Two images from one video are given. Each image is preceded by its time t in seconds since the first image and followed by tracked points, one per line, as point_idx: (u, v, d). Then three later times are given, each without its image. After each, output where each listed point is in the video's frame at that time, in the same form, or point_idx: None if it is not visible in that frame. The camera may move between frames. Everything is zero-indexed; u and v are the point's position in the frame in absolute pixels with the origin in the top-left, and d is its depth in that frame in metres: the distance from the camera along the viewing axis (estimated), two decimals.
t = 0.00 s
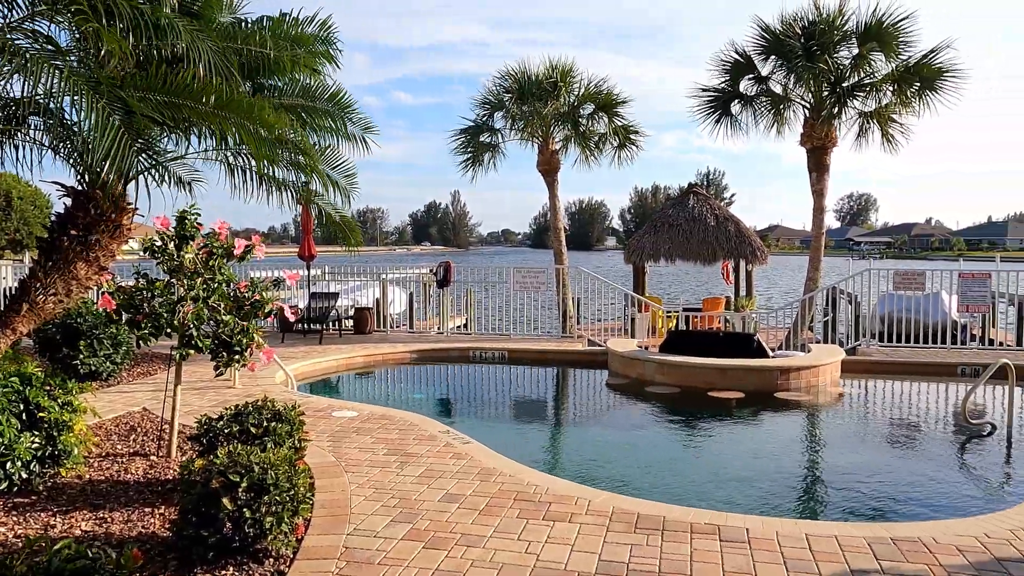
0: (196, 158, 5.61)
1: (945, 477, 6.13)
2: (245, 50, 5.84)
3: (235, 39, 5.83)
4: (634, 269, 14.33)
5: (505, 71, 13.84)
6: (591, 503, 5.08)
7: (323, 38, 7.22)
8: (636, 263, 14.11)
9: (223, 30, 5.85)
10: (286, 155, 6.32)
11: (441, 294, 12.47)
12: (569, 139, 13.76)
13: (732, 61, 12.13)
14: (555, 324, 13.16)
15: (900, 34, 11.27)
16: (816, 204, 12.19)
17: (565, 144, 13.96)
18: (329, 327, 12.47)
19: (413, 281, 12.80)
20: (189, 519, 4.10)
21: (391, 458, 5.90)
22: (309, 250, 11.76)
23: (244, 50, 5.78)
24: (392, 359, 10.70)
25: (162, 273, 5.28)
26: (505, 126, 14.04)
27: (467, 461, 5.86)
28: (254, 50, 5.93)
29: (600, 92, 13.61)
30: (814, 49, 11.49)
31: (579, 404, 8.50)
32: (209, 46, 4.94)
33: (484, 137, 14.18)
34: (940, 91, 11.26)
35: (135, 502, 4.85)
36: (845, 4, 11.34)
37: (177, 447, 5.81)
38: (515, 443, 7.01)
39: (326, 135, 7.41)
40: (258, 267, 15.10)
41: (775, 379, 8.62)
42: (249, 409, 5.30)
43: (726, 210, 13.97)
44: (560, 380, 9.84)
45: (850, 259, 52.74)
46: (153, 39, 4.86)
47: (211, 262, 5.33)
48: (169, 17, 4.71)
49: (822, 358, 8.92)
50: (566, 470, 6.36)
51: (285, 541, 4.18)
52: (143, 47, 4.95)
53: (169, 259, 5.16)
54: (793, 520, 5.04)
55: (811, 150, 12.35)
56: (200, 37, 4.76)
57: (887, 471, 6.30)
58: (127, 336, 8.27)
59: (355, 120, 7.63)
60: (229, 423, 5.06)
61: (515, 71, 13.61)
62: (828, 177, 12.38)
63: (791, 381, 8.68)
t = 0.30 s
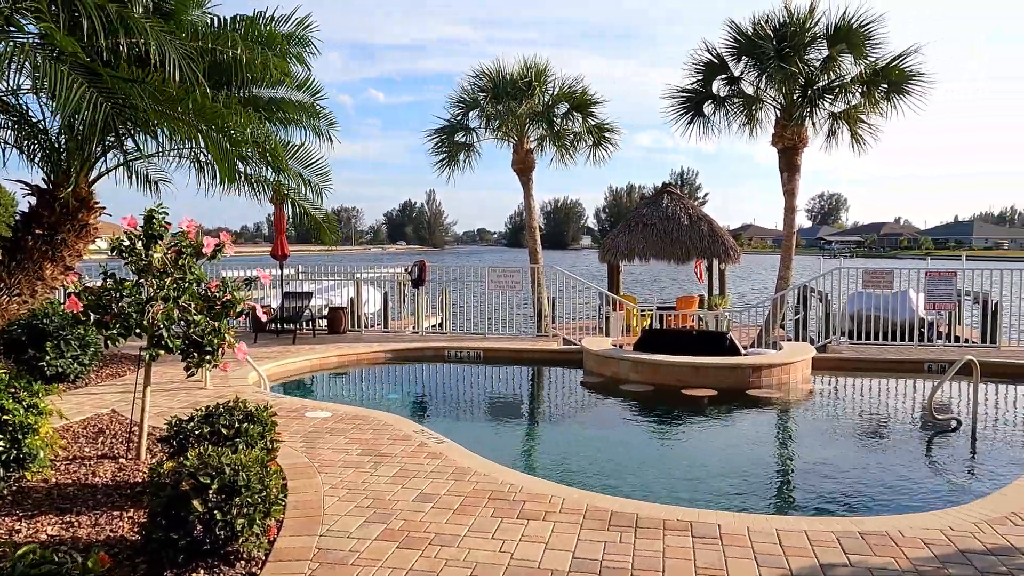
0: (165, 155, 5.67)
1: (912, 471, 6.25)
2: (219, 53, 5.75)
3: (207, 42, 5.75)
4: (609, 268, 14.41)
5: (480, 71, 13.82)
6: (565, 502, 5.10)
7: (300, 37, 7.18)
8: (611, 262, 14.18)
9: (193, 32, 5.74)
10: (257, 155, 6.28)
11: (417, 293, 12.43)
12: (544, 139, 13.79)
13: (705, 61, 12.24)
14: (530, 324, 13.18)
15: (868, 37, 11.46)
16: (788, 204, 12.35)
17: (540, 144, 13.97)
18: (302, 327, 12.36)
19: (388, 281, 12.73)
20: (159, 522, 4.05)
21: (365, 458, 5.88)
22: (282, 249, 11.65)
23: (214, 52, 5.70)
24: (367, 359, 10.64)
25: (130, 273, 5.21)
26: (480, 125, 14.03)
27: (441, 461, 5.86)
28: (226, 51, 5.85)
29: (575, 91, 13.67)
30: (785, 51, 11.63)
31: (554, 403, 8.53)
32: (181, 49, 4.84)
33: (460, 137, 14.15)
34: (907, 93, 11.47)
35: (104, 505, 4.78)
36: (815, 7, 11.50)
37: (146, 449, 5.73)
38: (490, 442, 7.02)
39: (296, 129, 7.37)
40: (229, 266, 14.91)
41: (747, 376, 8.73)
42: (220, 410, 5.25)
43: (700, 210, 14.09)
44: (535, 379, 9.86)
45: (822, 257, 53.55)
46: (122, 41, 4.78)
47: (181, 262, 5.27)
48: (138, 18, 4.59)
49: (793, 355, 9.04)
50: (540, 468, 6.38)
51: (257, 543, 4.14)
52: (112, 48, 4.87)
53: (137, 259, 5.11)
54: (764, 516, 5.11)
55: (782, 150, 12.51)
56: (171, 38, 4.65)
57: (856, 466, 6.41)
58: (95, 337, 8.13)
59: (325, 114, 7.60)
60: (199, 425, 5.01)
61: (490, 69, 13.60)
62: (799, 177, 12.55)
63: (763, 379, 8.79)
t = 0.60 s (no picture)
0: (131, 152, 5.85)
1: (878, 466, 6.36)
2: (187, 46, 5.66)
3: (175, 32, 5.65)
4: (582, 267, 14.48)
5: (453, 70, 13.81)
6: (538, 500, 5.12)
7: (270, 38, 7.18)
8: (585, 261, 14.26)
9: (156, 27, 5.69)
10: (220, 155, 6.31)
11: (390, 293, 12.38)
12: (517, 138, 13.79)
13: (677, 62, 12.35)
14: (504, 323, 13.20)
15: (836, 39, 11.65)
16: (759, 204, 12.49)
17: (513, 143, 13.98)
18: (274, 327, 12.25)
19: (361, 280, 12.67)
20: (125, 525, 3.99)
21: (337, 459, 5.85)
22: (253, 249, 11.53)
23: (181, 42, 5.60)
24: (340, 359, 10.58)
25: (96, 273, 5.15)
26: (453, 125, 14.01)
27: (414, 461, 5.84)
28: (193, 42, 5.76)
29: (548, 91, 13.73)
30: (755, 52, 11.78)
31: (528, 402, 8.55)
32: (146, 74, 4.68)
33: (433, 137, 14.13)
34: (874, 94, 11.67)
35: (69, 509, 4.69)
36: (784, 8, 11.65)
37: (113, 452, 5.64)
38: (464, 442, 7.01)
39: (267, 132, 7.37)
40: (198, 266, 14.70)
41: (718, 374, 8.83)
42: (189, 411, 5.18)
43: (672, 209, 14.21)
44: (509, 378, 9.88)
45: (793, 257, 54.29)
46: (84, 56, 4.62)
47: (148, 261, 5.20)
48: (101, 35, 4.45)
49: (764, 353, 9.16)
50: (514, 467, 6.39)
51: (226, 545, 4.07)
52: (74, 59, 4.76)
53: (103, 258, 5.04)
54: (735, 511, 5.17)
55: (753, 151, 12.66)
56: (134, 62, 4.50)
57: (825, 462, 6.51)
58: (61, 338, 7.99)
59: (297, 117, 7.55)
60: (167, 426, 4.94)
61: (463, 69, 13.59)
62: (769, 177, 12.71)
63: (734, 376, 8.89)
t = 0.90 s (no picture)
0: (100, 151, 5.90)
1: (847, 464, 6.45)
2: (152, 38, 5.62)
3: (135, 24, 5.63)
4: (557, 268, 14.52)
5: (428, 71, 13.78)
6: (511, 501, 5.12)
7: (238, 38, 7.08)
8: (560, 262, 14.29)
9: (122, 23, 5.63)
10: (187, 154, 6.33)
11: (364, 294, 12.30)
12: (491, 139, 13.75)
13: (650, 64, 12.44)
14: (479, 324, 13.19)
15: (806, 42, 11.80)
16: (731, 205, 12.61)
17: (488, 144, 13.95)
18: (246, 329, 12.11)
19: (335, 281, 12.57)
20: (90, 532, 3.92)
21: (309, 461, 5.80)
22: (225, 250, 11.39)
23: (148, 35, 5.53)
24: (314, 361, 10.50)
25: (61, 275, 5.00)
26: (428, 125, 13.97)
27: (387, 463, 5.82)
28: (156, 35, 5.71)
29: (523, 92, 13.76)
30: (726, 54, 11.92)
31: (502, 403, 8.55)
32: (110, 72, 4.62)
33: (408, 137, 14.08)
34: (843, 97, 11.85)
35: (32, 516, 4.60)
36: (756, 12, 11.80)
37: (78, 457, 5.54)
38: (437, 443, 7.00)
39: (240, 133, 7.31)
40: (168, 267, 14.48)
41: (691, 374, 8.90)
42: (157, 414, 5.10)
43: (646, 210, 14.31)
44: (484, 379, 9.87)
45: (767, 257, 54.93)
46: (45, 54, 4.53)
47: (115, 262, 5.11)
48: (63, 32, 4.38)
49: (736, 353, 9.26)
50: (487, 468, 6.38)
51: (195, 551, 3.99)
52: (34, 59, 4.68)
53: (69, 259, 4.92)
54: (707, 510, 5.21)
55: (726, 152, 12.79)
56: (98, 60, 4.42)
57: (796, 460, 6.59)
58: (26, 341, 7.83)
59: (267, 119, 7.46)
60: (135, 430, 4.87)
61: (438, 69, 13.57)
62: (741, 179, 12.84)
63: (707, 376, 8.98)
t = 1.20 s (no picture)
0: (69, 151, 5.89)
1: (819, 462, 6.54)
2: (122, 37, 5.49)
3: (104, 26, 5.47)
4: (534, 269, 14.55)
5: (404, 72, 13.74)
6: (487, 503, 5.11)
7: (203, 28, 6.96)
8: (536, 263, 14.32)
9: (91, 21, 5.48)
10: (163, 155, 6.17)
11: (340, 296, 12.21)
12: (467, 141, 13.62)
13: (626, 65, 12.50)
14: (456, 325, 13.17)
15: (779, 46, 11.94)
16: (706, 207, 12.72)
17: (464, 146, 13.89)
18: (219, 331, 11.97)
19: (311, 283, 12.47)
20: (56, 538, 3.85)
21: (282, 465, 5.75)
22: (198, 252, 11.26)
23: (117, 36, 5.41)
24: (289, 363, 10.41)
25: (28, 276, 4.96)
26: (404, 125, 13.93)
27: (362, 466, 5.79)
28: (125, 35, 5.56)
29: (499, 94, 13.78)
30: (700, 56, 11.99)
31: (478, 404, 8.55)
32: (80, 55, 4.53)
33: (384, 137, 14.03)
34: (816, 100, 12.01)
35: None
36: (730, 15, 11.92)
37: (46, 462, 5.44)
38: (413, 445, 6.98)
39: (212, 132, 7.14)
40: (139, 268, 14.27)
41: (667, 374, 8.96)
42: (128, 418, 5.03)
43: (622, 212, 14.39)
44: (460, 380, 9.86)
45: (742, 258, 55.48)
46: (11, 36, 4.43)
47: (83, 264, 5.02)
48: (31, 15, 4.27)
49: (711, 353, 9.33)
50: (463, 470, 6.37)
51: (166, 557, 3.91)
52: None
53: (36, 261, 4.86)
54: (681, 510, 5.25)
55: (701, 154, 12.90)
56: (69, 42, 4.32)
57: (769, 459, 6.66)
58: None
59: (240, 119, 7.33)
60: (104, 434, 4.79)
61: (414, 70, 13.54)
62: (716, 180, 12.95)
63: (682, 376, 9.04)
